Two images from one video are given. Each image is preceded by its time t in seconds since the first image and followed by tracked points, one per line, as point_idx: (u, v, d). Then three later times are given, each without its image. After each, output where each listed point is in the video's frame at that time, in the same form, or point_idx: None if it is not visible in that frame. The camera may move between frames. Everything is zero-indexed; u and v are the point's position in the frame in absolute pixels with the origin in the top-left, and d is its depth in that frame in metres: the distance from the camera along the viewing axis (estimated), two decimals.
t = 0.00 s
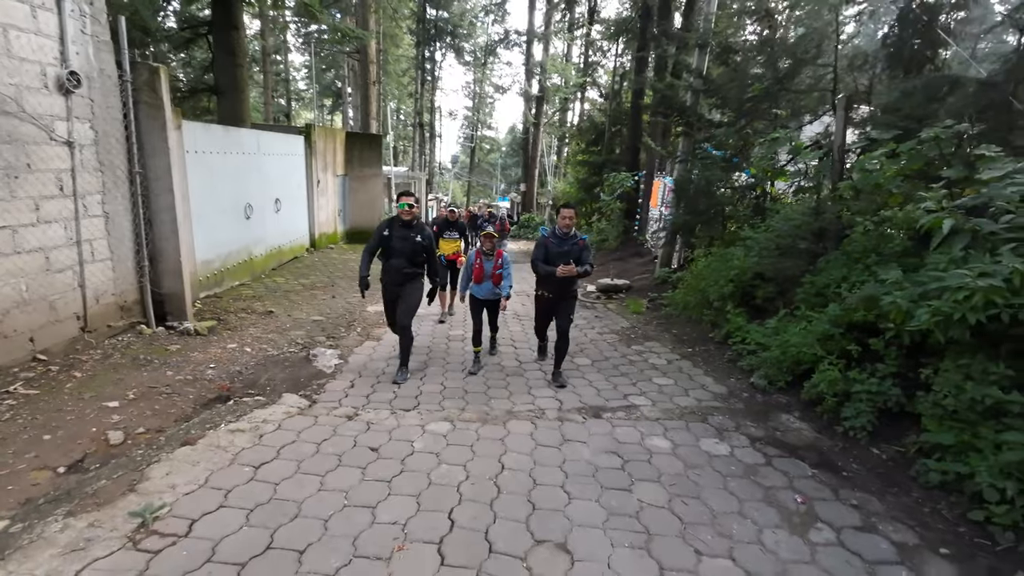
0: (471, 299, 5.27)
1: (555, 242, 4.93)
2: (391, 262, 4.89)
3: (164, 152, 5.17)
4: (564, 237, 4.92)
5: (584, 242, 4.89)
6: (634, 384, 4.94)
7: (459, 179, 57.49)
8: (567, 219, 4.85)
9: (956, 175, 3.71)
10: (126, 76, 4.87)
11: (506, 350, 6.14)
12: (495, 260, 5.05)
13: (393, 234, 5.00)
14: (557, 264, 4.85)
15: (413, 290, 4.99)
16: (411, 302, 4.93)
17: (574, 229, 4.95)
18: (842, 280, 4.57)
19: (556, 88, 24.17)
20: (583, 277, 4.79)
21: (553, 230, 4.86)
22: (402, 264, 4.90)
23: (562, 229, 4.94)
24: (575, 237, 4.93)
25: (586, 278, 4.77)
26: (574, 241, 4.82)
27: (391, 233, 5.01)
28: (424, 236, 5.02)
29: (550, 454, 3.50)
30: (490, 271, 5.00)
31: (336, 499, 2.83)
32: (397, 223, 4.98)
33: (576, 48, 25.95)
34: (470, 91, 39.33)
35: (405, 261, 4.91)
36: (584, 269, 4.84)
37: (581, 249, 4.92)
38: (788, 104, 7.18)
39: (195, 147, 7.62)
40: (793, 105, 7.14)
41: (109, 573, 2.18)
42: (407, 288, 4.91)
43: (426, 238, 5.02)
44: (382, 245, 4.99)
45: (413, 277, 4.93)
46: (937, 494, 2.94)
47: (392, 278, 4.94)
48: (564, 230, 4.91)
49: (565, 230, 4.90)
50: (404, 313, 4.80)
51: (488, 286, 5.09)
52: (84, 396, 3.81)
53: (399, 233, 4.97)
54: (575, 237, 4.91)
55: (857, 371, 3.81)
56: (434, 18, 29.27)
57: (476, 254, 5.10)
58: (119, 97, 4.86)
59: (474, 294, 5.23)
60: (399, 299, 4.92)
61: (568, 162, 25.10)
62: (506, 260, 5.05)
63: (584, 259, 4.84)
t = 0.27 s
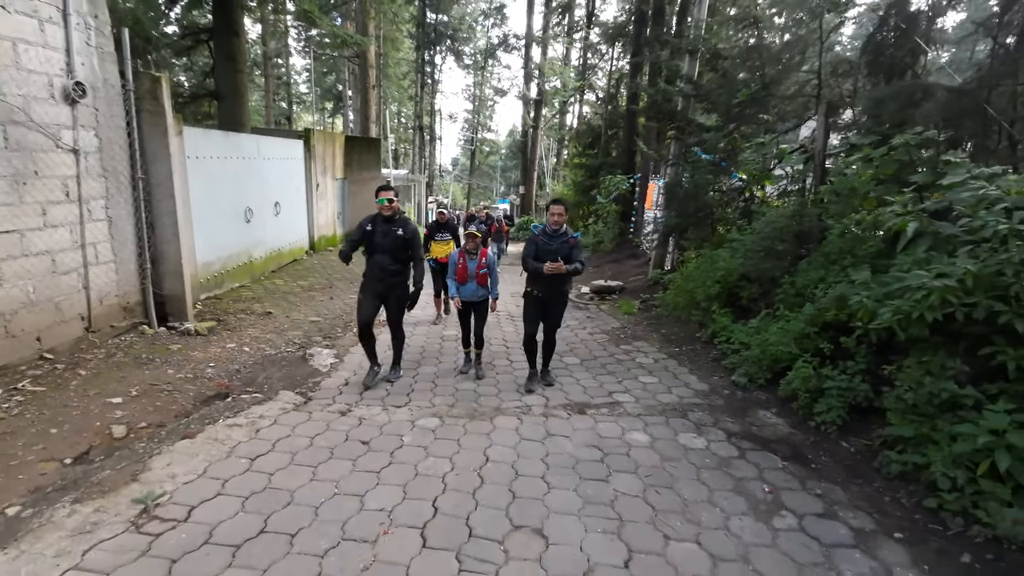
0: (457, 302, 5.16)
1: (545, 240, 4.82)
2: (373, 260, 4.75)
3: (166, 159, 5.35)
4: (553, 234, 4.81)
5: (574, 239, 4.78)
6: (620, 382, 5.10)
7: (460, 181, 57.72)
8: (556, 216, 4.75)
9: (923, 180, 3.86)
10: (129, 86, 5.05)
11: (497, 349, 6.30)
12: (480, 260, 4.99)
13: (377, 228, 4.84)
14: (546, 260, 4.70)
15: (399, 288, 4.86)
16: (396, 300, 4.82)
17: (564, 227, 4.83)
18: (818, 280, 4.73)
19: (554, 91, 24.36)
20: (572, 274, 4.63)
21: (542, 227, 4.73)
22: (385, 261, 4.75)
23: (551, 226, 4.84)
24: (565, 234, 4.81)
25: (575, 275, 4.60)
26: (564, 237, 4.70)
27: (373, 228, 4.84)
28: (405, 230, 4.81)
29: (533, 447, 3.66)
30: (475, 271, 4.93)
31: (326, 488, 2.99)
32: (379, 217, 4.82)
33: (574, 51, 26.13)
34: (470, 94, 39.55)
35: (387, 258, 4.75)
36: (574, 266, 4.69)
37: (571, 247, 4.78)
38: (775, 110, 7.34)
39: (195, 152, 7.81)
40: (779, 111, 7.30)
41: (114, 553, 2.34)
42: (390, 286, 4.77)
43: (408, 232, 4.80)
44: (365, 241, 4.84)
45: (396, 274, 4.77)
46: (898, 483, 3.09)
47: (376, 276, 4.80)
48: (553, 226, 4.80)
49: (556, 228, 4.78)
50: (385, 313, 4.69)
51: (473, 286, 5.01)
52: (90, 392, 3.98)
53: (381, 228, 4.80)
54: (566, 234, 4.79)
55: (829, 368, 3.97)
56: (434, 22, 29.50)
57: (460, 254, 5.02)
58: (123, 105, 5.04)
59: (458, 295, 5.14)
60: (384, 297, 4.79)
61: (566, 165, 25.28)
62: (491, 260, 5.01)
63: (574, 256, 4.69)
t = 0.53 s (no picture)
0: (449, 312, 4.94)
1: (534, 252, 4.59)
2: (361, 275, 4.46)
3: (177, 163, 5.58)
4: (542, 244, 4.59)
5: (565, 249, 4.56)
6: (613, 378, 5.28)
7: (463, 183, 57.96)
8: (544, 225, 4.55)
9: (901, 182, 4.03)
10: (142, 94, 5.28)
11: (496, 347, 6.49)
12: (477, 269, 4.81)
13: (360, 242, 4.52)
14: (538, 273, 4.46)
15: (390, 301, 4.60)
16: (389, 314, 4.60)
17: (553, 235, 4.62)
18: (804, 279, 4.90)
19: (556, 93, 24.54)
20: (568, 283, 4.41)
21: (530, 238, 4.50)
22: (374, 276, 4.48)
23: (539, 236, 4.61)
24: (554, 244, 4.59)
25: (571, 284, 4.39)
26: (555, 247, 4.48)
27: (355, 241, 4.52)
28: (390, 239, 4.54)
29: (526, 438, 3.84)
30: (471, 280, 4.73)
31: (331, 473, 3.17)
32: (359, 230, 4.49)
33: (576, 54, 26.30)
34: (473, 97, 39.77)
35: (376, 272, 4.48)
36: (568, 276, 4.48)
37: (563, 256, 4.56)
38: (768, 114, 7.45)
39: (204, 156, 8.04)
40: (772, 115, 7.38)
41: (135, 528, 2.54)
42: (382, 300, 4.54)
43: (393, 241, 4.54)
44: (349, 255, 4.52)
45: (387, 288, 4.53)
46: (871, 470, 3.24)
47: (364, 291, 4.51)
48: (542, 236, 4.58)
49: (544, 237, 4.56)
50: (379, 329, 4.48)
51: (466, 297, 4.82)
52: (107, 386, 4.19)
53: (363, 242, 4.49)
54: (555, 244, 4.57)
55: (812, 363, 4.14)
56: (437, 26, 29.74)
57: (456, 262, 4.83)
58: (136, 113, 5.27)
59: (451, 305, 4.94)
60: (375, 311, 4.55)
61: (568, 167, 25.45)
62: (489, 270, 4.83)
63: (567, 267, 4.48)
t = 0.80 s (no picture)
0: (445, 308, 4.90)
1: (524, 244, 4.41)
2: (355, 263, 4.44)
3: (193, 167, 5.82)
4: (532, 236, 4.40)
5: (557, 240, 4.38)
6: (612, 373, 5.45)
7: (469, 185, 58.25)
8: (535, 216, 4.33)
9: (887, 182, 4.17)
10: (161, 101, 5.53)
11: (499, 344, 6.68)
12: (475, 265, 4.76)
13: (352, 229, 4.49)
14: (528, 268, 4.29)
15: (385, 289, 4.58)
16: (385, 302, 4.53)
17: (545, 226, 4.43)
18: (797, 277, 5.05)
19: (561, 95, 24.69)
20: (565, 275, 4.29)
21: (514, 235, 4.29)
22: (368, 263, 4.46)
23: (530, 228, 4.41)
24: (546, 235, 4.40)
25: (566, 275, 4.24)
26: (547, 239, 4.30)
27: (348, 229, 4.49)
28: (385, 226, 4.54)
29: (526, 428, 4.02)
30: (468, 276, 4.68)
31: (340, 459, 3.37)
32: (352, 217, 4.47)
33: (581, 56, 26.43)
34: (479, 98, 40.00)
35: (370, 258, 4.46)
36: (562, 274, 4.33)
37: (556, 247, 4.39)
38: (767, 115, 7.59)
39: (217, 159, 8.32)
40: (770, 116, 7.54)
41: (162, 504, 2.75)
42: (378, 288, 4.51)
43: (388, 228, 4.55)
44: (342, 243, 4.48)
45: (383, 275, 4.51)
46: (854, 457, 3.39)
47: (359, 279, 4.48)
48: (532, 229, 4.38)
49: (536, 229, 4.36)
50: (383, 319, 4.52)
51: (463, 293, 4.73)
52: (130, 379, 4.43)
53: (357, 229, 4.46)
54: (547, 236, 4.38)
55: (801, 357, 4.30)
56: (442, 29, 29.99)
57: (454, 258, 4.80)
58: (155, 119, 5.52)
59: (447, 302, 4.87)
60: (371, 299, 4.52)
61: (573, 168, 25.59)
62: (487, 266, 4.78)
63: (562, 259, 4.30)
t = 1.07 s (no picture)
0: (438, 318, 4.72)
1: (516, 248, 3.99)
2: (354, 278, 4.25)
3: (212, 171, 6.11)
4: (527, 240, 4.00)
5: (555, 249, 3.97)
6: (611, 369, 5.64)
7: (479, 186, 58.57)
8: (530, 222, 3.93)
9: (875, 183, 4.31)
10: (182, 109, 5.82)
11: (503, 341, 6.89)
12: (465, 272, 4.57)
13: (353, 242, 4.30)
14: (522, 276, 3.89)
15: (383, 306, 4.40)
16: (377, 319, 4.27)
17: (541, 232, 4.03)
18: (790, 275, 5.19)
19: (569, 96, 24.84)
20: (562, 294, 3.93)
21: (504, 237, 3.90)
22: (367, 278, 4.27)
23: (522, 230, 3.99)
24: (542, 242, 4.00)
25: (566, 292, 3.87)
26: (544, 247, 3.89)
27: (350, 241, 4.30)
28: (387, 242, 4.35)
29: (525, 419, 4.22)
30: (459, 284, 4.51)
31: (350, 445, 3.60)
32: (353, 229, 4.27)
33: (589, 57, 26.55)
34: (488, 100, 40.25)
35: (370, 273, 4.28)
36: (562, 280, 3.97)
37: (553, 258, 3.98)
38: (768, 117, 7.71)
39: (233, 163, 8.62)
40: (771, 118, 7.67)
41: (188, 482, 2.99)
42: (375, 305, 4.31)
43: (390, 244, 4.35)
44: (341, 256, 4.30)
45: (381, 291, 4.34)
46: (838, 447, 3.54)
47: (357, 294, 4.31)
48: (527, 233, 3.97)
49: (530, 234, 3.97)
50: (374, 329, 4.21)
51: (456, 302, 4.59)
52: (154, 371, 4.71)
53: (358, 243, 4.26)
54: (542, 242, 3.99)
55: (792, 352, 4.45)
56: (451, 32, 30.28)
57: (444, 266, 4.62)
58: (177, 126, 5.82)
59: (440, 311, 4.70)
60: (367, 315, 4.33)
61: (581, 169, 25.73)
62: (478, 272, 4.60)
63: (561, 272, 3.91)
